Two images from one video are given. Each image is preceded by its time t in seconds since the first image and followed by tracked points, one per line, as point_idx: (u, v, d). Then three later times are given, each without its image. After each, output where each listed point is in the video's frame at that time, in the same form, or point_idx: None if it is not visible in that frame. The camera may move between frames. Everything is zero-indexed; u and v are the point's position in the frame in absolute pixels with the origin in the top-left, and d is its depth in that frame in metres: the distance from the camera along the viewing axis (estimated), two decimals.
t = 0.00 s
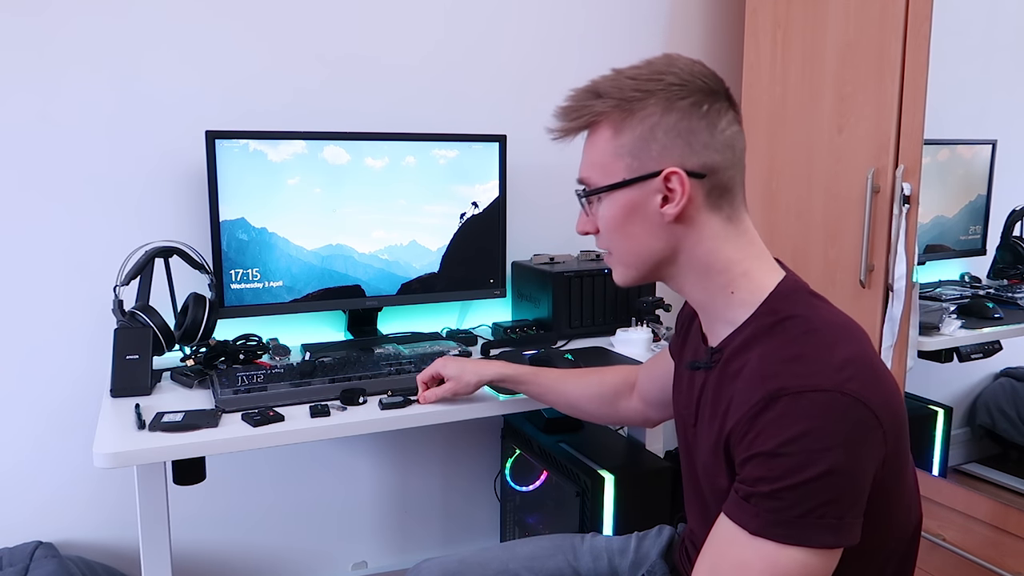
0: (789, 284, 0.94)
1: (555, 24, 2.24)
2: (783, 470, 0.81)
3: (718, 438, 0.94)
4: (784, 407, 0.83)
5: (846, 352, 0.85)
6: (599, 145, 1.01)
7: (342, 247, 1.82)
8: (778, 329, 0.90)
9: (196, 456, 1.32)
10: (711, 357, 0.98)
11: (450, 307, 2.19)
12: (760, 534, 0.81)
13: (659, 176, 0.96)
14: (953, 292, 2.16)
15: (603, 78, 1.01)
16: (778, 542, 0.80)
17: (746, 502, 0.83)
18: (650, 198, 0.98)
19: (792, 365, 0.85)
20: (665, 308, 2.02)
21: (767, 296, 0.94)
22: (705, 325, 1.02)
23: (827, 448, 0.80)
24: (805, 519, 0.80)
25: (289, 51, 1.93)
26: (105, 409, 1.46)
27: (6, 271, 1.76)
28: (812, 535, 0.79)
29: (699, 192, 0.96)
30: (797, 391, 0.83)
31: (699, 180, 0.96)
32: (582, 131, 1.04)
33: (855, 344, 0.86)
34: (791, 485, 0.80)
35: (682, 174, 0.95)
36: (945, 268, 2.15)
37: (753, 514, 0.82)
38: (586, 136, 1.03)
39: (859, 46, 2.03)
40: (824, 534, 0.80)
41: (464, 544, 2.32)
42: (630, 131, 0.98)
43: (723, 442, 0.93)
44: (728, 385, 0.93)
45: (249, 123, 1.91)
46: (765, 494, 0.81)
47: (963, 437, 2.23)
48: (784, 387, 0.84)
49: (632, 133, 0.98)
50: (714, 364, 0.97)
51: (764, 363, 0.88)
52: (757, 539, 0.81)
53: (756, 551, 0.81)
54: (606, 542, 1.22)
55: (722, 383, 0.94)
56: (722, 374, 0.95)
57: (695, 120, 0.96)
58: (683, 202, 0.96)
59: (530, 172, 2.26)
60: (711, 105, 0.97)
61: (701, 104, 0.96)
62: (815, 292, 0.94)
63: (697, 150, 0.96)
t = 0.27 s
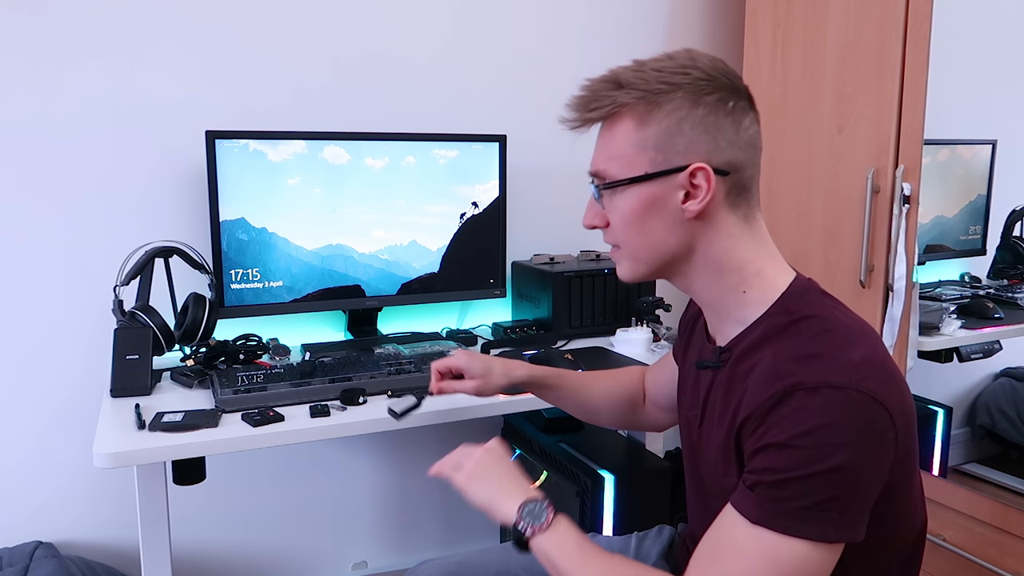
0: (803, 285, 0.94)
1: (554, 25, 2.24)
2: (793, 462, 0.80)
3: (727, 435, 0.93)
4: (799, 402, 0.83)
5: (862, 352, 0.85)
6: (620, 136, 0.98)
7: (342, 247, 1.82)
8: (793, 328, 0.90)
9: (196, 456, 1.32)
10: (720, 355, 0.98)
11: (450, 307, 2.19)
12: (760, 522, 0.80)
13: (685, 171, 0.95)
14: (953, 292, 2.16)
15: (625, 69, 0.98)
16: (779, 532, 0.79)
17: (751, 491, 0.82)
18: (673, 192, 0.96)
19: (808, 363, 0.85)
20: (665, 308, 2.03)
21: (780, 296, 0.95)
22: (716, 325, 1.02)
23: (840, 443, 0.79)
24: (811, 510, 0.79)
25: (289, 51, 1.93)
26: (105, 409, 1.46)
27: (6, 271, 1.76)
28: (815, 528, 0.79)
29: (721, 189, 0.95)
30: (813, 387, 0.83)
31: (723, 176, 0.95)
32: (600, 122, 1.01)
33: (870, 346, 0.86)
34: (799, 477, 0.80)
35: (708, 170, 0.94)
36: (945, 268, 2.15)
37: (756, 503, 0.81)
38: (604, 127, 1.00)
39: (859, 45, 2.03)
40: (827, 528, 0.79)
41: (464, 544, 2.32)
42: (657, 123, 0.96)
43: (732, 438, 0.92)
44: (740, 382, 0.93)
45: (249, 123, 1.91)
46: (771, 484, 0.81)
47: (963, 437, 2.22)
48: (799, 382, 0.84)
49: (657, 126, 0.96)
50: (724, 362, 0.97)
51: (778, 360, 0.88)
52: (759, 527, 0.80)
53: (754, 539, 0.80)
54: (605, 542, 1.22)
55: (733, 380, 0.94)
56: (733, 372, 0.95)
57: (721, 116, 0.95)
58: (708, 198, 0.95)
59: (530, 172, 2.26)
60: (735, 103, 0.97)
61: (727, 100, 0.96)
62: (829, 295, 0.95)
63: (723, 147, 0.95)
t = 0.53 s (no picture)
0: (816, 284, 0.94)
1: (554, 25, 2.23)
2: (790, 444, 0.80)
3: (731, 427, 0.93)
4: (804, 389, 0.83)
5: (873, 349, 0.85)
6: (643, 127, 0.98)
7: (342, 247, 1.82)
8: (804, 323, 0.90)
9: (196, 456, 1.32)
10: (729, 351, 0.97)
11: (450, 307, 2.19)
12: (745, 495, 0.80)
13: (707, 164, 0.94)
14: (953, 292, 2.17)
15: (650, 62, 0.98)
16: (766, 509, 0.79)
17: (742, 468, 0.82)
18: (693, 185, 0.95)
19: (816, 354, 0.85)
20: (665, 308, 2.01)
21: (792, 294, 0.94)
22: (726, 322, 1.02)
23: (840, 430, 0.79)
24: (799, 492, 0.79)
25: (289, 51, 1.93)
26: (105, 410, 1.46)
27: (6, 272, 1.76)
28: (803, 510, 0.78)
29: (742, 185, 0.95)
30: (820, 375, 0.83)
31: (743, 172, 0.95)
32: (620, 114, 1.01)
33: (881, 346, 0.86)
34: (794, 458, 0.79)
35: (730, 164, 0.94)
36: (945, 269, 2.15)
37: (744, 479, 0.81)
38: (628, 118, 1.00)
39: (859, 44, 2.03)
40: (814, 511, 0.78)
41: (464, 544, 2.32)
42: (681, 115, 0.95)
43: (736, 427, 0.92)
44: (747, 373, 0.93)
45: (249, 123, 1.91)
46: (763, 463, 0.81)
47: (963, 437, 2.23)
48: (806, 370, 0.84)
49: (680, 118, 0.96)
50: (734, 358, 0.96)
51: (787, 351, 0.88)
52: (746, 502, 0.80)
53: (739, 513, 0.80)
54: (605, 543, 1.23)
55: (740, 372, 0.94)
56: (739, 366, 0.94)
57: (746, 112, 0.96)
58: (729, 192, 0.94)
59: (530, 172, 2.26)
60: (760, 100, 0.97)
61: (751, 97, 0.96)
62: (842, 296, 0.95)
63: (744, 143, 0.95)
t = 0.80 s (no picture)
0: (813, 273, 0.95)
1: (555, 25, 2.24)
2: (835, 429, 0.78)
3: (748, 421, 0.91)
4: (836, 371, 0.82)
5: (885, 326, 0.86)
6: (712, 114, 0.89)
7: (342, 247, 1.82)
8: (812, 311, 0.90)
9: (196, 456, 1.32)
10: (736, 348, 0.96)
11: (450, 307, 2.19)
12: (804, 491, 0.77)
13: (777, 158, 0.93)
14: (953, 292, 2.17)
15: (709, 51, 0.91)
16: (823, 499, 0.76)
17: (789, 461, 0.79)
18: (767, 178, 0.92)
19: (838, 336, 0.85)
20: (665, 308, 2.00)
21: (794, 283, 0.95)
22: (721, 320, 1.00)
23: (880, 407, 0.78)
24: (850, 477, 0.77)
25: (289, 50, 1.93)
26: (105, 410, 1.46)
27: (6, 271, 1.76)
28: (856, 495, 0.76)
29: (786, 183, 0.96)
30: (848, 355, 0.82)
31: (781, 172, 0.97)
32: (688, 97, 0.89)
33: (889, 323, 0.87)
34: (841, 442, 0.77)
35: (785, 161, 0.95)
36: (945, 268, 2.16)
37: (795, 472, 0.78)
38: (680, 104, 0.90)
39: (860, 44, 2.03)
40: (867, 493, 0.77)
41: (464, 544, 2.32)
42: (747, 106, 0.91)
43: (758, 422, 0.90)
44: (762, 367, 0.91)
45: (250, 123, 1.91)
46: (811, 453, 0.78)
47: (962, 437, 2.23)
48: (834, 352, 0.83)
49: (756, 111, 0.92)
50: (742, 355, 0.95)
51: (805, 338, 0.87)
52: (802, 497, 0.77)
53: (799, 509, 0.77)
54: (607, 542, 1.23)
55: (755, 366, 0.92)
56: (751, 360, 0.93)
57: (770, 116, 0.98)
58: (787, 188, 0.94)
59: (530, 172, 2.26)
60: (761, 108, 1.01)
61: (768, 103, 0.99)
62: (837, 280, 0.96)
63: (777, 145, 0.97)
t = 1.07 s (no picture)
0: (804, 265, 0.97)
1: (554, 26, 2.24)
2: (870, 405, 0.79)
3: (762, 413, 0.91)
4: (860, 349, 0.83)
5: (888, 305, 0.88)
6: (712, 123, 0.90)
7: (342, 247, 1.82)
8: (814, 299, 0.91)
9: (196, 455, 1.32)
10: (739, 346, 0.95)
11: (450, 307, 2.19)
12: (850, 470, 0.77)
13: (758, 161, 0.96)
14: (953, 292, 2.18)
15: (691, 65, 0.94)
16: (871, 475, 0.76)
17: (828, 442, 0.79)
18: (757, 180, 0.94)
19: (851, 317, 0.86)
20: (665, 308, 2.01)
21: (788, 276, 0.96)
22: (715, 326, 0.98)
23: (909, 378, 0.79)
24: (893, 450, 0.77)
25: (289, 50, 1.93)
26: (105, 409, 1.46)
27: (5, 271, 1.76)
28: (901, 467, 0.76)
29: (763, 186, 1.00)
30: (868, 332, 0.83)
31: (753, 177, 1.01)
32: (689, 108, 0.89)
33: (888, 303, 0.90)
34: (880, 416, 0.78)
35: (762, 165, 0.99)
36: (945, 269, 2.17)
37: (839, 452, 0.78)
38: (681, 113, 0.89)
39: (859, 44, 2.03)
40: (910, 464, 0.77)
41: (464, 544, 2.32)
42: (734, 114, 0.93)
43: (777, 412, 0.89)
44: (774, 359, 0.90)
45: (250, 123, 1.91)
46: (852, 431, 0.78)
47: (962, 437, 2.22)
48: (853, 332, 0.84)
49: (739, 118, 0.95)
50: (746, 352, 0.94)
51: (817, 323, 0.88)
52: (849, 475, 0.77)
53: (850, 489, 0.77)
54: (607, 542, 1.23)
55: (765, 360, 0.91)
56: (759, 355, 0.92)
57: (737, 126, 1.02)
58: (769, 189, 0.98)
59: (530, 173, 2.26)
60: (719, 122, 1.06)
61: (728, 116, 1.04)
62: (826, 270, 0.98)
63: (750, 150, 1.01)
